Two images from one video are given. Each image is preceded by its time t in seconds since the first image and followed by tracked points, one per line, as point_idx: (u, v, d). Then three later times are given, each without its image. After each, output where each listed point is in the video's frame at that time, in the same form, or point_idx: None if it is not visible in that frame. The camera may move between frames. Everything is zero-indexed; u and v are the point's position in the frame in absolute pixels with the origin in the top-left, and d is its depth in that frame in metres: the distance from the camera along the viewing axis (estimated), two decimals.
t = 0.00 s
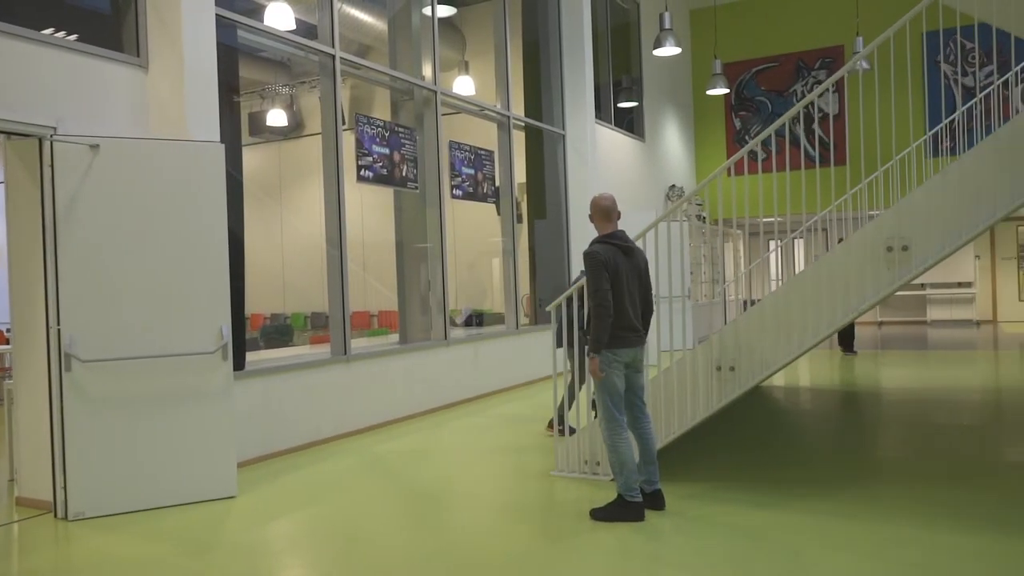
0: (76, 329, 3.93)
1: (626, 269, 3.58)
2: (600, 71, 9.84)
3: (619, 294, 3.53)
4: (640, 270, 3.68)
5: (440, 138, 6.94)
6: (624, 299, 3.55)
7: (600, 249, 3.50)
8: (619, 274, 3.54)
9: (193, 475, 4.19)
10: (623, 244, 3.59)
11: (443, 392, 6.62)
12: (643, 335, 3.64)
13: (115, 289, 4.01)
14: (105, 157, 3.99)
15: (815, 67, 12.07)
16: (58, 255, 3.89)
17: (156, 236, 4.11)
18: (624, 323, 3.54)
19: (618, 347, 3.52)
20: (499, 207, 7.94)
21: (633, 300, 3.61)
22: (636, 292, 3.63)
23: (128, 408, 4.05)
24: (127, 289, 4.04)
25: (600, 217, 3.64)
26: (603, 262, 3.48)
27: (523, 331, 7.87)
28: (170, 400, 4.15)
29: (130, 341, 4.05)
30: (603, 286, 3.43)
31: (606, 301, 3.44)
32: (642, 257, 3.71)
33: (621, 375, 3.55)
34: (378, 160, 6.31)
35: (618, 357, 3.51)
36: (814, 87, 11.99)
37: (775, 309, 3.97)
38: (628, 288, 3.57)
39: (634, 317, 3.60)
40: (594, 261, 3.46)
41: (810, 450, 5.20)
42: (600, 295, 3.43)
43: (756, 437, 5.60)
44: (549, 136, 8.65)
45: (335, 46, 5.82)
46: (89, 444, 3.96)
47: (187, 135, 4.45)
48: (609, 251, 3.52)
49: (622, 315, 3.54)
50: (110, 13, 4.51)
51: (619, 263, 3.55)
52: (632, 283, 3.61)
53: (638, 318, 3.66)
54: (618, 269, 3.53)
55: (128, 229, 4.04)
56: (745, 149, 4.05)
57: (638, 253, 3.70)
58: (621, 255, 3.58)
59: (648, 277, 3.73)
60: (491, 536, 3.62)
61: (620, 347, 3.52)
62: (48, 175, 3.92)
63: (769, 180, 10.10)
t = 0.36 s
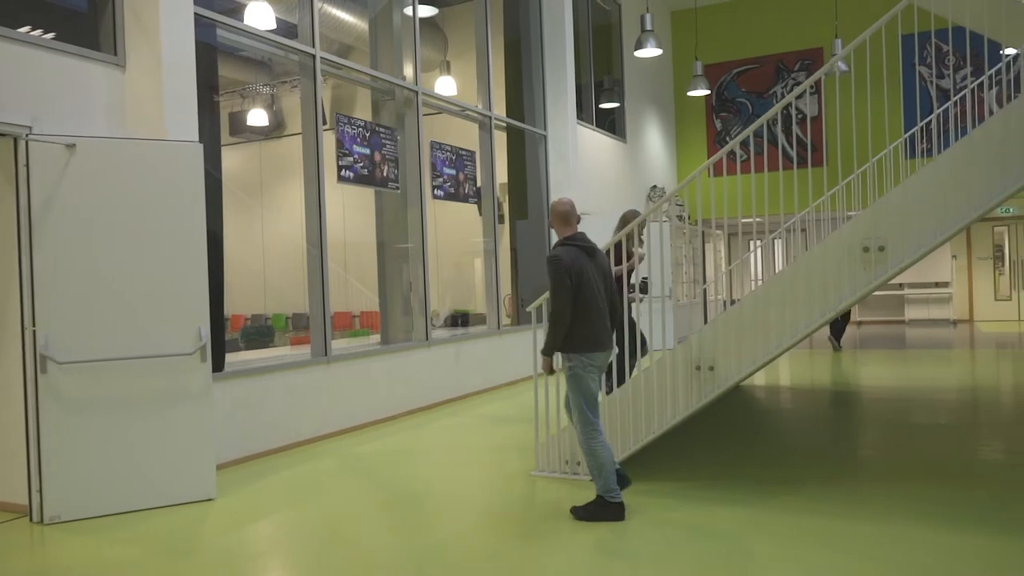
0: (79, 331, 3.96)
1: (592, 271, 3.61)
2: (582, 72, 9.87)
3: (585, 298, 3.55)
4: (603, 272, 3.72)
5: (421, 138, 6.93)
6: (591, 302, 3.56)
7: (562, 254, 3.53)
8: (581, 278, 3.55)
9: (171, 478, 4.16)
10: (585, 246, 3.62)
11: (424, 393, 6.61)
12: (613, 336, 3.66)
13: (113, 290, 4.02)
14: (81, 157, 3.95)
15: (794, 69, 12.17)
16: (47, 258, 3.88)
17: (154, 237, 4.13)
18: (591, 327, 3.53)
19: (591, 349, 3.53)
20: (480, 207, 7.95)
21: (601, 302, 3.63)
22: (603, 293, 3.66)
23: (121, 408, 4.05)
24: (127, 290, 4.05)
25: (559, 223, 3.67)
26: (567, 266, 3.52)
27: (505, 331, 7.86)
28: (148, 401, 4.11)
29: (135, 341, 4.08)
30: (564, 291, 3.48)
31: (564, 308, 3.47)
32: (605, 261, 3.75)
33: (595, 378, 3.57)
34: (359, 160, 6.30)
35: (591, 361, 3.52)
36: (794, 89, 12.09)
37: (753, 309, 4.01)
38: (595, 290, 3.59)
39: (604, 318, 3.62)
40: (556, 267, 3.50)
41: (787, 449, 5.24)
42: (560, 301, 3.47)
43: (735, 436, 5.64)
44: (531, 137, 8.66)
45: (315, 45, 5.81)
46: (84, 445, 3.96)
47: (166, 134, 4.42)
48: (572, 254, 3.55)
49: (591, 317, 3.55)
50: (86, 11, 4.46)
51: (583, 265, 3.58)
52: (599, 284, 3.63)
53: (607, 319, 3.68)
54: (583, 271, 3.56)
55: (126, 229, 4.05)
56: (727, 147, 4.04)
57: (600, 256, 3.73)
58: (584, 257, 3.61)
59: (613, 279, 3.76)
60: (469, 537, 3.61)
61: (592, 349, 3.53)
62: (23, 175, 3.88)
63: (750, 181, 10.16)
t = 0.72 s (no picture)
0: (75, 331, 3.97)
1: (521, 278, 3.62)
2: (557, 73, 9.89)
3: (515, 305, 3.56)
4: (536, 278, 3.72)
5: (397, 138, 6.90)
6: (521, 309, 3.57)
7: (488, 263, 3.56)
8: (511, 284, 3.56)
9: (142, 481, 4.11)
10: (513, 253, 3.64)
11: (399, 394, 6.58)
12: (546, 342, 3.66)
13: (107, 290, 4.03)
14: (50, 157, 3.90)
15: (768, 71, 12.30)
16: (39, 257, 3.87)
17: (145, 237, 4.14)
18: (522, 333, 3.53)
19: (523, 356, 3.54)
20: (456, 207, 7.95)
21: (533, 308, 3.63)
22: (535, 300, 3.66)
23: (91, 411, 4.00)
24: (119, 289, 4.06)
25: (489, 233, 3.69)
26: (494, 274, 3.55)
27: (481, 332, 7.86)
28: (119, 404, 4.07)
29: (132, 341, 4.10)
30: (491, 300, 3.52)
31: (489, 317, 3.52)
32: (537, 266, 3.75)
33: (541, 382, 3.56)
34: (333, 160, 6.26)
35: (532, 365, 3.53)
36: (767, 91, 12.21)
37: (725, 310, 4.04)
38: (525, 297, 3.60)
39: (537, 325, 3.62)
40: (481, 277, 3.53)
41: (760, 448, 5.29)
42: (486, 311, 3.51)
43: (708, 435, 5.68)
44: (507, 137, 8.66)
45: (288, 45, 5.73)
46: (84, 444, 3.98)
47: (136, 133, 4.37)
48: (499, 263, 3.57)
49: (521, 324, 3.56)
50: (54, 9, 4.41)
51: (512, 272, 3.59)
52: (530, 290, 3.64)
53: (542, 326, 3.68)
54: (512, 278, 3.57)
55: (117, 229, 4.05)
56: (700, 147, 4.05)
57: (532, 262, 3.73)
58: (512, 264, 3.62)
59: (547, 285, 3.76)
60: (447, 538, 3.59)
61: (524, 356, 3.54)
62: None
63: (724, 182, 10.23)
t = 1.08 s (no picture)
0: (73, 331, 3.97)
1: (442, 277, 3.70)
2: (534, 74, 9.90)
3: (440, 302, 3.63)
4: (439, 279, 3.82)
5: (373, 138, 6.87)
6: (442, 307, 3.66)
7: (422, 259, 3.58)
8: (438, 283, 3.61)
9: (114, 485, 4.06)
10: (435, 252, 3.70)
11: (376, 395, 6.55)
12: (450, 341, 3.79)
13: (106, 290, 4.05)
14: (19, 156, 3.84)
15: (744, 73, 12.40)
16: (38, 258, 3.88)
17: (132, 237, 4.12)
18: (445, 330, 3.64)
19: (447, 351, 3.64)
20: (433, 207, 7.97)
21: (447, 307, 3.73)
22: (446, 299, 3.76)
23: (62, 413, 3.94)
24: (109, 289, 4.05)
25: (396, 228, 3.68)
26: (428, 270, 3.58)
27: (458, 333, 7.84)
28: (91, 406, 4.01)
29: (130, 341, 4.10)
30: (431, 294, 3.53)
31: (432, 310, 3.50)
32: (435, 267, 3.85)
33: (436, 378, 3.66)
34: (309, 161, 6.23)
35: (444, 364, 3.62)
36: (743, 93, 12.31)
37: (700, 310, 4.07)
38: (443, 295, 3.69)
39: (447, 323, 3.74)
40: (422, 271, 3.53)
41: (736, 447, 5.32)
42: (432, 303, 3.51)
43: (684, 435, 5.71)
44: (484, 138, 8.66)
45: (263, 45, 5.68)
46: (84, 445, 3.99)
47: (108, 132, 4.32)
48: (430, 260, 3.62)
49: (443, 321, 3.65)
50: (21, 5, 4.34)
51: (438, 270, 3.66)
52: (444, 290, 3.74)
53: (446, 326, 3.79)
54: (439, 277, 3.64)
55: (110, 229, 4.06)
56: (676, 148, 4.05)
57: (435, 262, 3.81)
58: (435, 262, 3.68)
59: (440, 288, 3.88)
60: (422, 539, 3.57)
61: (449, 351, 3.64)
62: None
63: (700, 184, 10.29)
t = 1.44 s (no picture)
0: (73, 331, 3.98)
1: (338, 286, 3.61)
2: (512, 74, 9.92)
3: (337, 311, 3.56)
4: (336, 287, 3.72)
5: (351, 139, 6.85)
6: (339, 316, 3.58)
7: (317, 270, 3.49)
8: (337, 291, 3.56)
9: (86, 488, 4.02)
10: (331, 260, 3.61)
11: (353, 396, 6.53)
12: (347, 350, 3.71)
13: (99, 288, 4.06)
14: None
15: (721, 75, 12.49)
16: (37, 258, 3.90)
17: (104, 238, 4.07)
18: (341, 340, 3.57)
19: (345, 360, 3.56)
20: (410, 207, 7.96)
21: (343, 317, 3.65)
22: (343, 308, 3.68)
23: (32, 416, 3.89)
24: (85, 290, 4.01)
25: (292, 234, 3.58)
26: (324, 281, 3.49)
27: (436, 333, 7.83)
28: (64, 410, 3.96)
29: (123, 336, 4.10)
30: (324, 306, 3.46)
31: (328, 324, 3.49)
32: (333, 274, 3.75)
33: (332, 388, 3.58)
34: (285, 161, 6.19)
35: (340, 374, 3.54)
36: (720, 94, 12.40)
37: (676, 309, 4.09)
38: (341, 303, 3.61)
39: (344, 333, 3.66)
40: (316, 282, 3.45)
41: (712, 446, 5.34)
42: (325, 316, 3.45)
43: (659, 434, 5.74)
44: (462, 138, 8.66)
45: (238, 44, 5.65)
46: (85, 446, 4.00)
47: (79, 132, 4.27)
48: (325, 270, 3.53)
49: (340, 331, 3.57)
50: None
51: (334, 280, 3.57)
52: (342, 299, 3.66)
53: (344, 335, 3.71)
54: (336, 286, 3.56)
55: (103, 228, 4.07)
56: (653, 147, 4.07)
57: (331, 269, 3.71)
58: (331, 272, 3.60)
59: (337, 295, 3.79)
60: (398, 541, 3.57)
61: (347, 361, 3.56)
62: None
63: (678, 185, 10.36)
